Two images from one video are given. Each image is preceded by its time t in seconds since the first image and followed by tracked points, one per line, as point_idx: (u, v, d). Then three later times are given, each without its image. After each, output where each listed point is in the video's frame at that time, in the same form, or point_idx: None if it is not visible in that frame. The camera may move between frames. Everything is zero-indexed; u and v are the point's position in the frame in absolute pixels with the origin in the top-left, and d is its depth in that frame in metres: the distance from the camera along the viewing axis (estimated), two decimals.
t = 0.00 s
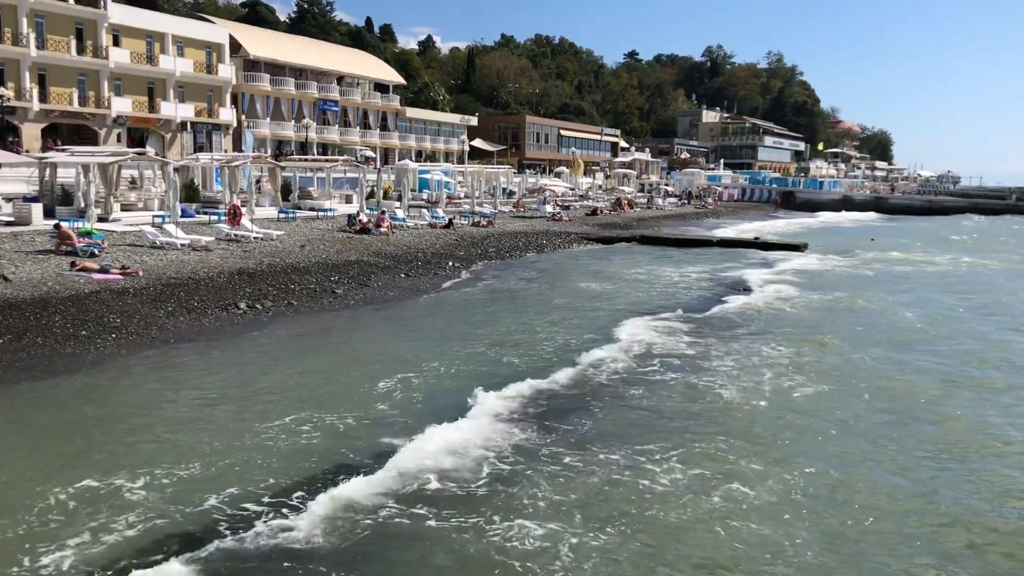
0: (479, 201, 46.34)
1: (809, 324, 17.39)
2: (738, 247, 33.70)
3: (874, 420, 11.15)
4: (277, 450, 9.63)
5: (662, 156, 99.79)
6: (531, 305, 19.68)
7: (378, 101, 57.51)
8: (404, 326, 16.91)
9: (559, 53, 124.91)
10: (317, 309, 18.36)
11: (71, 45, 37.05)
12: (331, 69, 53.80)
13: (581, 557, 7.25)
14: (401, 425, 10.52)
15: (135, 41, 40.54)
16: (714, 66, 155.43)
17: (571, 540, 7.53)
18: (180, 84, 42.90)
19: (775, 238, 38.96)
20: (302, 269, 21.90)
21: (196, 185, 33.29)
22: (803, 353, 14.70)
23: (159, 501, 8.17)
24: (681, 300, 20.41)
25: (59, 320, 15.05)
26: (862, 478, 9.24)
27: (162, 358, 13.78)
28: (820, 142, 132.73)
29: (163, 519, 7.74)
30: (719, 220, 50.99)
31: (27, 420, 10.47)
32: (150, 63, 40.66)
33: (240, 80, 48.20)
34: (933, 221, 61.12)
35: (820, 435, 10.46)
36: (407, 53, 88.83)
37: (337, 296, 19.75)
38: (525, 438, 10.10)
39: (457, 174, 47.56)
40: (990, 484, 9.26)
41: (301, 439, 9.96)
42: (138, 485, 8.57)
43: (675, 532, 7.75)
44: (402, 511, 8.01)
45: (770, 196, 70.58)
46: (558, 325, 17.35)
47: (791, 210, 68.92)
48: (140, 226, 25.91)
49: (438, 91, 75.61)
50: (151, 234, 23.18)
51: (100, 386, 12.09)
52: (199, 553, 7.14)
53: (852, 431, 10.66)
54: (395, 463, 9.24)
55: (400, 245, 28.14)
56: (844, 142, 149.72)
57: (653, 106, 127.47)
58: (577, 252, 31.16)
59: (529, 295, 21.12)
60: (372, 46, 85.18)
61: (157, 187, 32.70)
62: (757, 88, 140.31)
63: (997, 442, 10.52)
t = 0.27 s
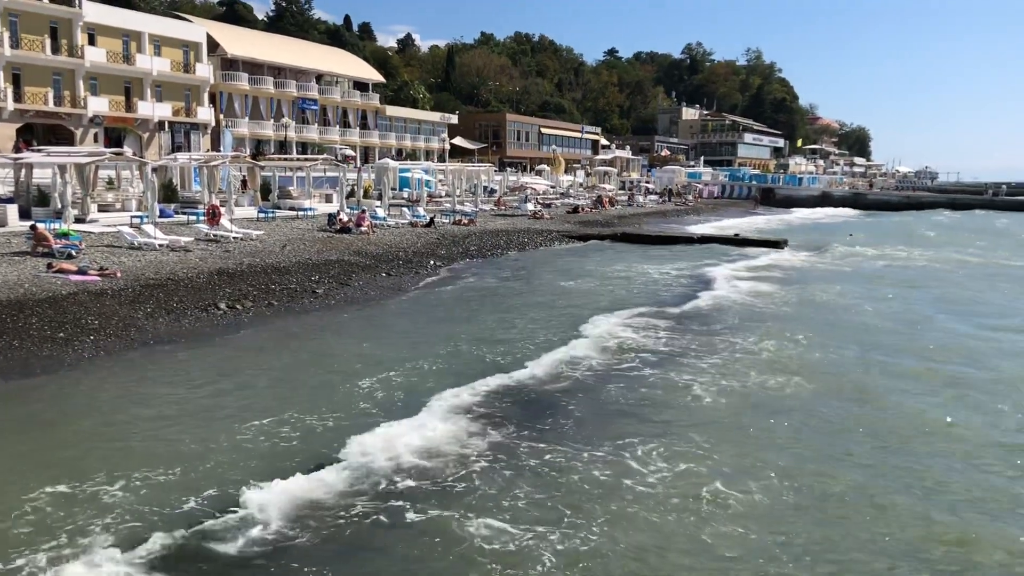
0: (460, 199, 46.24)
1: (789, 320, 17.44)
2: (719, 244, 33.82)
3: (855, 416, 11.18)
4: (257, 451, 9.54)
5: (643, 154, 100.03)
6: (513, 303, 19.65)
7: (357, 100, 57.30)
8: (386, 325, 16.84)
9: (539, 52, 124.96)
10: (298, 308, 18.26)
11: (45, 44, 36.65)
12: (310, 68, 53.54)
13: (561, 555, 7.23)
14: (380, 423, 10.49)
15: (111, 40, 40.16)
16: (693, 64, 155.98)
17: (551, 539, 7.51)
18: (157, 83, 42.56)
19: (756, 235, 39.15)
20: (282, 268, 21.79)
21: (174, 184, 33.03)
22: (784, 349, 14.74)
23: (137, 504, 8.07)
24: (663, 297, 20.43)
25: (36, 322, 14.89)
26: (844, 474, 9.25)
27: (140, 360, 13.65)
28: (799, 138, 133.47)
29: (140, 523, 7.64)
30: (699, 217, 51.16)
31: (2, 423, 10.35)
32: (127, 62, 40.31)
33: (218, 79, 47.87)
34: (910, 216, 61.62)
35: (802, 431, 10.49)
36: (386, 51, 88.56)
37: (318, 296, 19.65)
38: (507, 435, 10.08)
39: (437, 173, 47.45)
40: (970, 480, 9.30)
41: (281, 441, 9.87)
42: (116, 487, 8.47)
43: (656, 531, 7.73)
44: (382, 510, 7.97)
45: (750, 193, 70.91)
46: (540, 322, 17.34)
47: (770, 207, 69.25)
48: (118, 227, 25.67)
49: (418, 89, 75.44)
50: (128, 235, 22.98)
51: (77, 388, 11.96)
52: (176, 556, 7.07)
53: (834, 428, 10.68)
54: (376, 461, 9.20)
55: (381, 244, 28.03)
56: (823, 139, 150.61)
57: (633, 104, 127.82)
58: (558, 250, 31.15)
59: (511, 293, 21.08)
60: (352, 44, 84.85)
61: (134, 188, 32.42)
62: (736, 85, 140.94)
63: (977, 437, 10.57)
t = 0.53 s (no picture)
0: (438, 196, 46.20)
1: (767, 314, 17.59)
2: (695, 239, 33.99)
3: (831, 411, 11.30)
4: (235, 452, 9.49)
5: (620, 150, 100.33)
6: (491, 300, 19.67)
7: (334, 97, 57.08)
8: (364, 323, 16.84)
9: (516, 48, 125.00)
10: (275, 307, 18.20)
11: (18, 41, 36.24)
12: (286, 65, 53.27)
13: (543, 555, 7.24)
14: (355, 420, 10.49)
15: (85, 37, 39.74)
16: (670, 60, 156.57)
17: (532, 539, 7.51)
18: (131, 81, 42.21)
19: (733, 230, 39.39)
20: (259, 267, 21.70)
21: (150, 183, 32.79)
22: (760, 345, 14.86)
23: (115, 505, 8.00)
24: (640, 293, 20.53)
25: (10, 322, 14.76)
26: (820, 468, 9.36)
27: (116, 360, 13.57)
28: (776, 135, 134.30)
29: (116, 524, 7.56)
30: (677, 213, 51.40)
31: None
32: (101, 59, 39.94)
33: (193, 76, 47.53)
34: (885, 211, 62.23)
35: (780, 427, 10.58)
36: (363, 48, 88.28)
37: (296, 294, 19.60)
38: (487, 433, 10.13)
39: (415, 170, 47.38)
40: (945, 472, 9.42)
41: (260, 440, 9.84)
42: (94, 489, 8.40)
43: (637, 528, 7.77)
44: (361, 509, 7.96)
45: (727, 189, 71.32)
46: (518, 319, 17.38)
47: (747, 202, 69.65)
48: (93, 226, 25.45)
49: (395, 86, 75.27)
50: (104, 234, 22.81)
51: (51, 388, 11.87)
52: (156, 558, 7.00)
53: (811, 424, 10.79)
54: (355, 459, 9.19)
55: (359, 241, 27.97)
56: (799, 135, 151.63)
57: (610, 100, 128.13)
58: (537, 247, 31.21)
59: (489, 290, 21.10)
60: (328, 41, 84.43)
61: (109, 186, 32.17)
62: (712, 81, 141.63)
63: (952, 431, 10.71)
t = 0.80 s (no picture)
0: (417, 194, 46.05)
1: (747, 310, 17.63)
2: (675, 236, 34.09)
3: (810, 407, 11.33)
4: (212, 452, 9.38)
5: (600, 147, 100.44)
6: (471, 297, 19.61)
7: (312, 94, 56.76)
8: (343, 321, 16.75)
9: (496, 45, 124.86)
10: (253, 305, 18.05)
11: None
12: (263, 62, 52.90)
13: (531, 557, 7.16)
14: (334, 419, 10.41)
15: (58, 33, 39.24)
16: (649, 57, 156.93)
17: (519, 541, 7.43)
18: (106, 78, 41.77)
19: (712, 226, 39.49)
20: (238, 265, 21.53)
21: (126, 181, 32.47)
22: (741, 341, 14.89)
23: (93, 506, 7.85)
24: (620, 289, 20.53)
25: None
26: (803, 464, 9.36)
27: (92, 360, 13.40)
28: (754, 131, 134.91)
29: (92, 527, 7.41)
30: (656, 210, 51.51)
31: None
32: (75, 56, 39.47)
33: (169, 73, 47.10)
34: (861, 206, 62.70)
35: (761, 422, 10.60)
36: (341, 45, 87.87)
37: (275, 292, 19.45)
38: (469, 432, 10.07)
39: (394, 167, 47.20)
40: (926, 467, 9.46)
41: (239, 439, 9.71)
42: (70, 490, 8.24)
43: (623, 527, 7.71)
44: (346, 512, 7.86)
45: (706, 185, 71.56)
46: (498, 316, 17.33)
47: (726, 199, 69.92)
48: (68, 225, 25.16)
49: (374, 83, 74.96)
50: (79, 233, 22.55)
51: (25, 389, 11.70)
52: (135, 562, 6.87)
53: (790, 420, 10.81)
54: (337, 459, 9.09)
55: (338, 239, 27.82)
56: (777, 131, 152.36)
57: (590, 97, 128.25)
58: (517, 244, 31.17)
59: (470, 288, 21.03)
60: (306, 38, 83.95)
61: (84, 185, 31.81)
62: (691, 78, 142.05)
63: (932, 425, 10.77)
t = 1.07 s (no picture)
0: (401, 193, 45.98)
1: (730, 309, 17.72)
2: (659, 234, 34.14)
3: (793, 403, 11.40)
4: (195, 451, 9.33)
5: (584, 146, 100.55)
6: (456, 296, 19.58)
7: (295, 93, 56.56)
8: (327, 320, 16.69)
9: (479, 44, 124.85)
10: (237, 305, 17.95)
11: None
12: (245, 61, 52.66)
13: (532, 559, 7.07)
14: (321, 417, 10.38)
15: (38, 32, 38.90)
16: (632, 55, 157.30)
17: (518, 543, 7.33)
18: (86, 77, 41.46)
19: (696, 225, 39.66)
20: (221, 265, 21.43)
21: (107, 181, 32.23)
22: (728, 340, 14.89)
23: (78, 509, 7.70)
24: (605, 288, 20.53)
25: None
26: (795, 463, 9.32)
27: (73, 361, 13.31)
28: (737, 129, 135.44)
29: (75, 527, 7.38)
30: (640, 208, 51.64)
31: None
32: (55, 55, 39.13)
33: (151, 72, 46.79)
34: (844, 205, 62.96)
35: (750, 421, 10.58)
36: (324, 44, 87.60)
37: (259, 292, 19.36)
38: (453, 432, 10.07)
39: (378, 166, 47.09)
40: (916, 465, 9.44)
41: (225, 442, 9.58)
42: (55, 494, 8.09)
43: (619, 529, 7.64)
44: (341, 515, 7.75)
45: (689, 184, 71.74)
46: (482, 315, 17.33)
47: (710, 197, 70.16)
48: (48, 225, 24.95)
49: (357, 81, 74.75)
50: (60, 233, 22.38)
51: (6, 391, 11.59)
52: (121, 564, 6.80)
53: (774, 415, 10.87)
54: (329, 461, 8.97)
55: (321, 239, 27.75)
56: (760, 129, 153.01)
57: (573, 96, 128.40)
58: (501, 243, 31.17)
59: (454, 286, 21.01)
60: (289, 37, 83.65)
61: (65, 185, 31.57)
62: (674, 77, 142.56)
63: (920, 424, 10.77)
